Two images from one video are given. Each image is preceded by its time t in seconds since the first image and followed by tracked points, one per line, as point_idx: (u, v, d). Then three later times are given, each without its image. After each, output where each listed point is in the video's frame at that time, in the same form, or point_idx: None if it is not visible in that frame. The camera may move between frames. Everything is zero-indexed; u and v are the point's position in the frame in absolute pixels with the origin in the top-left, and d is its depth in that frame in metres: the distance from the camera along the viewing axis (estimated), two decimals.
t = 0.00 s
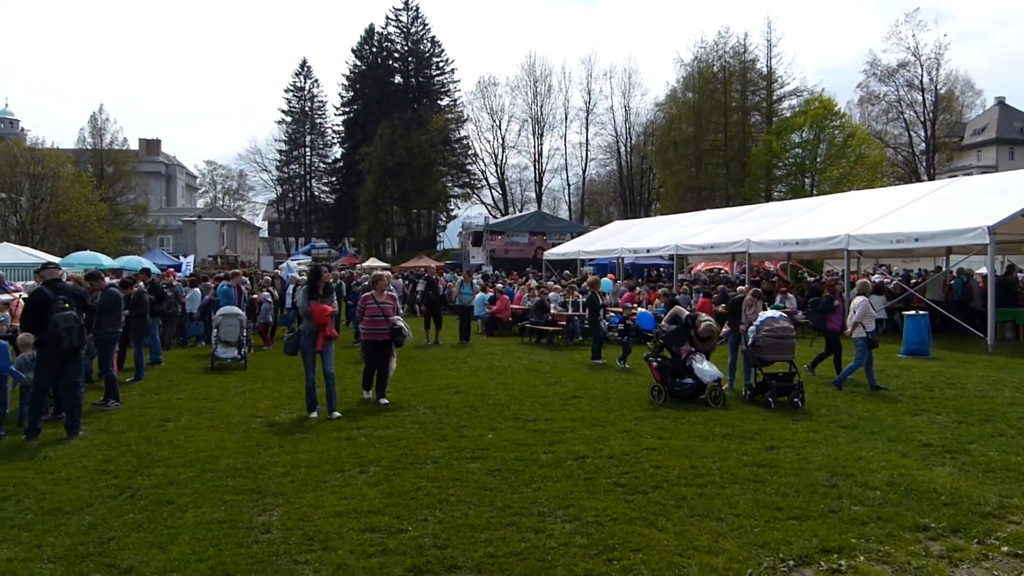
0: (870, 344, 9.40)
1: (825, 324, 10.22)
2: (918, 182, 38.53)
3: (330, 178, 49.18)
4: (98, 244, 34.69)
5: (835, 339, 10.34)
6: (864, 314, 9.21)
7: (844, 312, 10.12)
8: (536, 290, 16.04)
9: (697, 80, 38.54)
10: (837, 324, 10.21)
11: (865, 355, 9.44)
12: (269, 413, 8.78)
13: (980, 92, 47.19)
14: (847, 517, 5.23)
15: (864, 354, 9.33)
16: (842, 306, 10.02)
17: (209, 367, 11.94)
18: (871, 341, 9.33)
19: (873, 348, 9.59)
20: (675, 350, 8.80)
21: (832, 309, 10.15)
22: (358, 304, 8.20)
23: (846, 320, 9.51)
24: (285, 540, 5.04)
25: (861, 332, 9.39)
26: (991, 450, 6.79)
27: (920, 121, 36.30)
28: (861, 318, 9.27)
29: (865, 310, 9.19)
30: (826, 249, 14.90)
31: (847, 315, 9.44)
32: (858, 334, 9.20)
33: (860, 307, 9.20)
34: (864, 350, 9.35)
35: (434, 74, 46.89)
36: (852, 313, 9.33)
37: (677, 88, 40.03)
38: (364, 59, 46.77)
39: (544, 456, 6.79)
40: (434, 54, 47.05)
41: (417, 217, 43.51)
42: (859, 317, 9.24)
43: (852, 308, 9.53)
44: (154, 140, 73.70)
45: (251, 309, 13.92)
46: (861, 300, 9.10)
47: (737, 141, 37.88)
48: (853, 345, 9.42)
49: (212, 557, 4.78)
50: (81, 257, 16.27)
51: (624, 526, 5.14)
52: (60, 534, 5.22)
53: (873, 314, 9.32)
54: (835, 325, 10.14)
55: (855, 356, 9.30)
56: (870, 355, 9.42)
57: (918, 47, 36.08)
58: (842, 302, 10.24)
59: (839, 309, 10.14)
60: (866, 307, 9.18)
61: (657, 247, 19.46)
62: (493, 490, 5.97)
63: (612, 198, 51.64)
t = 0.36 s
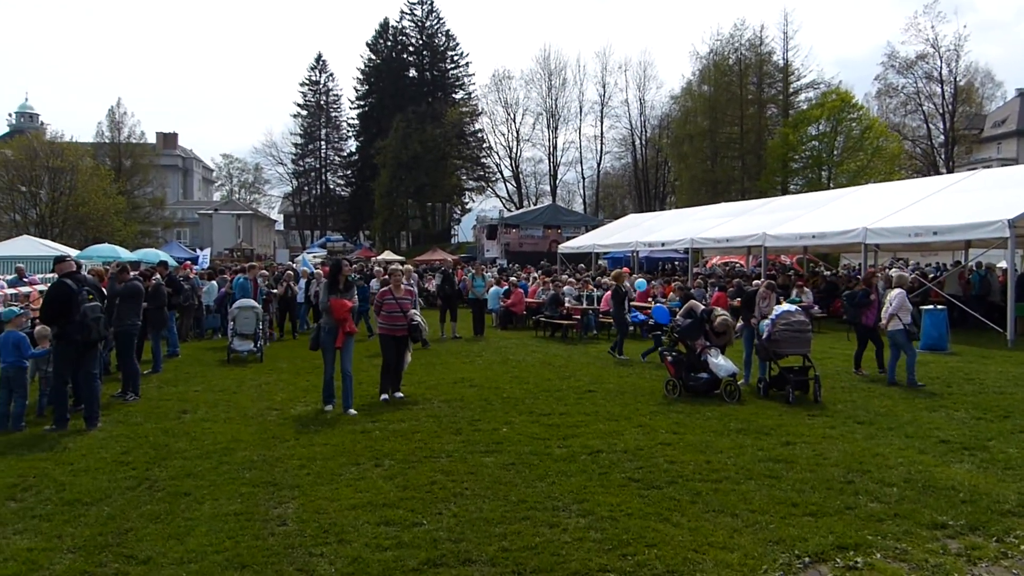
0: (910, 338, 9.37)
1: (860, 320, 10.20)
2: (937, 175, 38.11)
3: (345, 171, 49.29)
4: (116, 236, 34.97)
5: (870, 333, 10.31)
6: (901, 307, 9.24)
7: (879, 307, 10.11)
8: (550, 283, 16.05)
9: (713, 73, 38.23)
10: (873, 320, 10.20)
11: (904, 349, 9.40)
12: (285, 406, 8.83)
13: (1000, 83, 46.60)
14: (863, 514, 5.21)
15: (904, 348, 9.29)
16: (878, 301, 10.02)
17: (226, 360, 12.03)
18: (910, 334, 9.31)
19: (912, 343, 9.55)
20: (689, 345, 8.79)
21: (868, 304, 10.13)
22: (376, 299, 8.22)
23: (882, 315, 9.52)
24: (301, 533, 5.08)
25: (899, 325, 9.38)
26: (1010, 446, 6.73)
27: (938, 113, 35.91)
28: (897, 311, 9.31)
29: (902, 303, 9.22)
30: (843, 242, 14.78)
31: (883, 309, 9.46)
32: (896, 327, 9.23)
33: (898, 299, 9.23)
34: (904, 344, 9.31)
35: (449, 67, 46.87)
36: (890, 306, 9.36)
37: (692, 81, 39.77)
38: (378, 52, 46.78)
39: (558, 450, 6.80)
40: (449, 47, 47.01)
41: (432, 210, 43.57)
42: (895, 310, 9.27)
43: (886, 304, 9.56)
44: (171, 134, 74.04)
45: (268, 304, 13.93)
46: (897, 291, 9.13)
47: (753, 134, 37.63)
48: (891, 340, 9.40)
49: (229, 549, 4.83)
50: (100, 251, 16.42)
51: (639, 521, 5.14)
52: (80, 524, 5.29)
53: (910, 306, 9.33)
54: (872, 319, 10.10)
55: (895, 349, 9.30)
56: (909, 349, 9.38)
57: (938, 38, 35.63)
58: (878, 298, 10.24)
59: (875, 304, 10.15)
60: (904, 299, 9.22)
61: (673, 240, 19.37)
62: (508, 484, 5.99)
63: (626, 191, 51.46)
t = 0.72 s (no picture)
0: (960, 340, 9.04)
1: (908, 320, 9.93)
2: (962, 172, 37.63)
3: (365, 169, 49.51)
4: (140, 233, 35.38)
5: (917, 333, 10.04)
6: (950, 309, 8.91)
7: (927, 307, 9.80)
8: (569, 281, 16.02)
9: (734, 70, 37.93)
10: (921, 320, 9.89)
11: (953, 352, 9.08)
12: (305, 402, 8.89)
13: None
14: (887, 516, 5.16)
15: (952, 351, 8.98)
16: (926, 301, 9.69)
17: (247, 356, 12.14)
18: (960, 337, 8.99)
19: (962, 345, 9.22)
20: (710, 343, 8.73)
21: (917, 304, 9.82)
22: (396, 299, 8.22)
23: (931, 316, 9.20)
24: (322, 529, 5.12)
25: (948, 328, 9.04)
26: None
27: (964, 109, 35.39)
28: (947, 313, 8.98)
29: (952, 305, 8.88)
30: (866, 241, 14.62)
31: (931, 311, 9.13)
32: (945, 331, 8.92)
33: (944, 301, 8.92)
34: (953, 347, 9.01)
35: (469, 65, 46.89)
36: (937, 307, 9.07)
37: (713, 78, 39.49)
38: (399, 51, 46.93)
39: (577, 449, 6.78)
40: (469, 45, 47.00)
41: (451, 207, 43.68)
42: (944, 313, 8.94)
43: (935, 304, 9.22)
44: (194, 132, 74.78)
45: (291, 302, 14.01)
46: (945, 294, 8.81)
47: (774, 131, 37.31)
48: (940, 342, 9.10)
49: (250, 544, 4.87)
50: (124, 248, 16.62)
51: (659, 521, 5.12)
52: (105, 518, 5.36)
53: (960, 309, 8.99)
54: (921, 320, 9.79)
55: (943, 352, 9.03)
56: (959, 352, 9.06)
57: (964, 34, 35.09)
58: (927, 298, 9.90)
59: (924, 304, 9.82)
60: (953, 302, 8.88)
61: (693, 238, 19.27)
62: (527, 483, 5.99)
63: (646, 188, 51.26)
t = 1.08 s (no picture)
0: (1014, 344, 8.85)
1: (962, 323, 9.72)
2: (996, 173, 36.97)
3: (391, 171, 49.80)
4: (169, 235, 35.88)
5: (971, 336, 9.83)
6: (1006, 313, 8.72)
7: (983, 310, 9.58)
8: (594, 283, 15.98)
9: (762, 70, 37.65)
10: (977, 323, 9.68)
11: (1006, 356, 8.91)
12: (332, 403, 8.96)
13: None
14: (918, 522, 5.08)
15: (1004, 355, 8.83)
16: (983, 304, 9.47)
17: (275, 356, 12.27)
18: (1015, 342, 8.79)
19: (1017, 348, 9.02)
20: (738, 346, 8.68)
21: (973, 307, 9.59)
22: (422, 300, 8.19)
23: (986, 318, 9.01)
24: (350, 528, 5.15)
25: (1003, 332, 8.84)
26: None
27: (998, 109, 35.03)
28: (1003, 317, 8.77)
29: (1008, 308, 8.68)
30: (897, 243, 14.43)
31: (987, 314, 8.95)
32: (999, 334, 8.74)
33: (1002, 306, 8.71)
34: (1005, 352, 8.84)
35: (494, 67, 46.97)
36: (993, 312, 8.85)
37: (740, 79, 39.26)
38: (424, 53, 47.17)
39: (603, 451, 6.77)
40: (494, 47, 47.04)
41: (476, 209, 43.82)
42: (1000, 317, 8.75)
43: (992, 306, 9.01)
44: (222, 134, 75.69)
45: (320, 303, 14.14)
46: (1002, 298, 8.60)
47: (802, 133, 36.99)
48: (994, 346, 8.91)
49: (279, 543, 4.91)
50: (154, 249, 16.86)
51: (687, 525, 5.08)
52: (136, 515, 5.43)
53: (1017, 313, 8.76)
54: (977, 323, 9.58)
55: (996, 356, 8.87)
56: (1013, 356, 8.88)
57: (998, 32, 34.52)
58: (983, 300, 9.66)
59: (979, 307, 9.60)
60: (1010, 306, 8.66)
61: (719, 240, 19.13)
62: (554, 485, 5.97)
63: (672, 190, 51.05)
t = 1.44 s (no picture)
0: None
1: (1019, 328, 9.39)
2: None
3: (414, 171, 50.00)
4: (195, 234, 36.32)
5: None
6: None
7: None
8: (617, 283, 15.91)
9: (788, 68, 37.31)
10: None
11: None
12: (355, 401, 9.01)
13: None
14: (947, 526, 5.02)
15: None
16: None
17: (299, 354, 12.38)
18: None
19: None
20: (762, 347, 8.61)
21: None
22: (455, 301, 8.14)
23: None
24: (374, 525, 5.18)
25: None
26: None
27: None
28: None
29: None
30: (925, 243, 14.23)
31: None
32: None
33: None
34: None
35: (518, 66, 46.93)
36: None
37: (766, 78, 38.92)
38: (448, 53, 47.28)
39: (627, 451, 6.75)
40: (518, 46, 46.94)
41: (499, 208, 43.90)
42: None
43: None
44: (248, 134, 76.38)
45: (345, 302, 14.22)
46: None
47: (829, 131, 36.57)
48: None
49: (304, 539, 4.95)
50: (181, 248, 17.07)
51: (710, 526, 5.06)
52: (164, 510, 5.51)
53: None
54: None
55: None
56: None
57: None
58: None
59: None
60: None
61: (744, 240, 18.99)
62: (577, 484, 5.97)
63: (696, 189, 50.73)
